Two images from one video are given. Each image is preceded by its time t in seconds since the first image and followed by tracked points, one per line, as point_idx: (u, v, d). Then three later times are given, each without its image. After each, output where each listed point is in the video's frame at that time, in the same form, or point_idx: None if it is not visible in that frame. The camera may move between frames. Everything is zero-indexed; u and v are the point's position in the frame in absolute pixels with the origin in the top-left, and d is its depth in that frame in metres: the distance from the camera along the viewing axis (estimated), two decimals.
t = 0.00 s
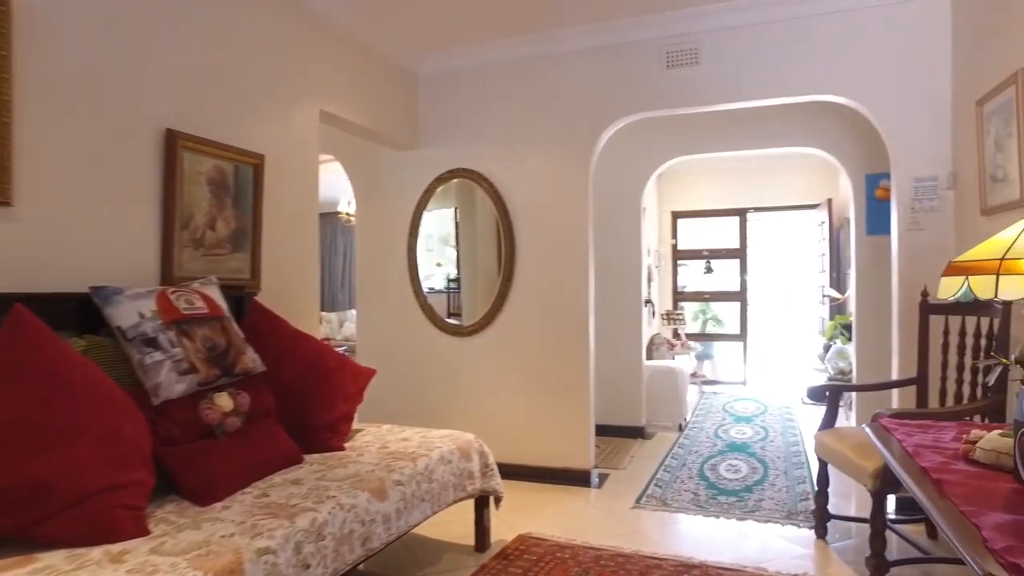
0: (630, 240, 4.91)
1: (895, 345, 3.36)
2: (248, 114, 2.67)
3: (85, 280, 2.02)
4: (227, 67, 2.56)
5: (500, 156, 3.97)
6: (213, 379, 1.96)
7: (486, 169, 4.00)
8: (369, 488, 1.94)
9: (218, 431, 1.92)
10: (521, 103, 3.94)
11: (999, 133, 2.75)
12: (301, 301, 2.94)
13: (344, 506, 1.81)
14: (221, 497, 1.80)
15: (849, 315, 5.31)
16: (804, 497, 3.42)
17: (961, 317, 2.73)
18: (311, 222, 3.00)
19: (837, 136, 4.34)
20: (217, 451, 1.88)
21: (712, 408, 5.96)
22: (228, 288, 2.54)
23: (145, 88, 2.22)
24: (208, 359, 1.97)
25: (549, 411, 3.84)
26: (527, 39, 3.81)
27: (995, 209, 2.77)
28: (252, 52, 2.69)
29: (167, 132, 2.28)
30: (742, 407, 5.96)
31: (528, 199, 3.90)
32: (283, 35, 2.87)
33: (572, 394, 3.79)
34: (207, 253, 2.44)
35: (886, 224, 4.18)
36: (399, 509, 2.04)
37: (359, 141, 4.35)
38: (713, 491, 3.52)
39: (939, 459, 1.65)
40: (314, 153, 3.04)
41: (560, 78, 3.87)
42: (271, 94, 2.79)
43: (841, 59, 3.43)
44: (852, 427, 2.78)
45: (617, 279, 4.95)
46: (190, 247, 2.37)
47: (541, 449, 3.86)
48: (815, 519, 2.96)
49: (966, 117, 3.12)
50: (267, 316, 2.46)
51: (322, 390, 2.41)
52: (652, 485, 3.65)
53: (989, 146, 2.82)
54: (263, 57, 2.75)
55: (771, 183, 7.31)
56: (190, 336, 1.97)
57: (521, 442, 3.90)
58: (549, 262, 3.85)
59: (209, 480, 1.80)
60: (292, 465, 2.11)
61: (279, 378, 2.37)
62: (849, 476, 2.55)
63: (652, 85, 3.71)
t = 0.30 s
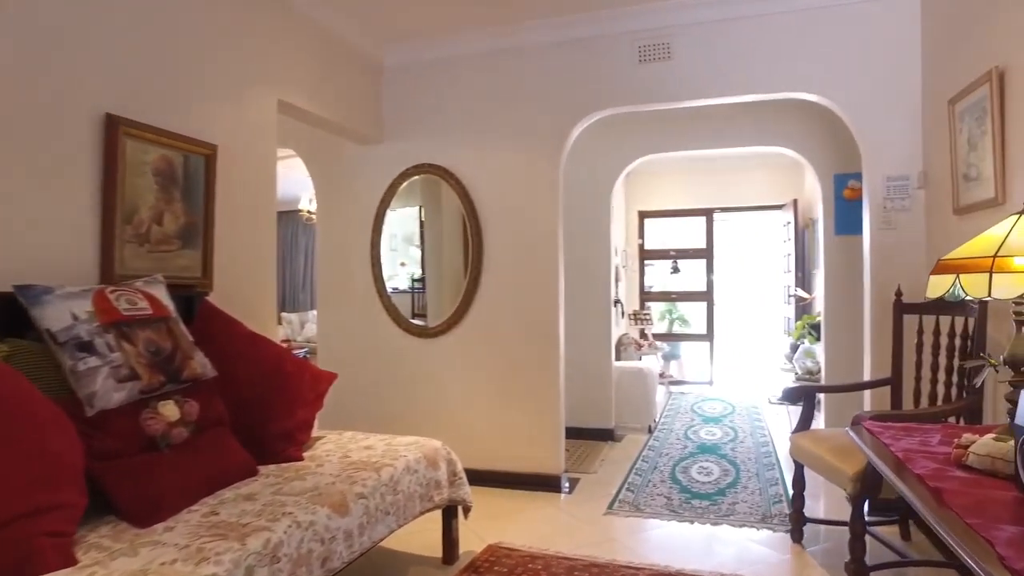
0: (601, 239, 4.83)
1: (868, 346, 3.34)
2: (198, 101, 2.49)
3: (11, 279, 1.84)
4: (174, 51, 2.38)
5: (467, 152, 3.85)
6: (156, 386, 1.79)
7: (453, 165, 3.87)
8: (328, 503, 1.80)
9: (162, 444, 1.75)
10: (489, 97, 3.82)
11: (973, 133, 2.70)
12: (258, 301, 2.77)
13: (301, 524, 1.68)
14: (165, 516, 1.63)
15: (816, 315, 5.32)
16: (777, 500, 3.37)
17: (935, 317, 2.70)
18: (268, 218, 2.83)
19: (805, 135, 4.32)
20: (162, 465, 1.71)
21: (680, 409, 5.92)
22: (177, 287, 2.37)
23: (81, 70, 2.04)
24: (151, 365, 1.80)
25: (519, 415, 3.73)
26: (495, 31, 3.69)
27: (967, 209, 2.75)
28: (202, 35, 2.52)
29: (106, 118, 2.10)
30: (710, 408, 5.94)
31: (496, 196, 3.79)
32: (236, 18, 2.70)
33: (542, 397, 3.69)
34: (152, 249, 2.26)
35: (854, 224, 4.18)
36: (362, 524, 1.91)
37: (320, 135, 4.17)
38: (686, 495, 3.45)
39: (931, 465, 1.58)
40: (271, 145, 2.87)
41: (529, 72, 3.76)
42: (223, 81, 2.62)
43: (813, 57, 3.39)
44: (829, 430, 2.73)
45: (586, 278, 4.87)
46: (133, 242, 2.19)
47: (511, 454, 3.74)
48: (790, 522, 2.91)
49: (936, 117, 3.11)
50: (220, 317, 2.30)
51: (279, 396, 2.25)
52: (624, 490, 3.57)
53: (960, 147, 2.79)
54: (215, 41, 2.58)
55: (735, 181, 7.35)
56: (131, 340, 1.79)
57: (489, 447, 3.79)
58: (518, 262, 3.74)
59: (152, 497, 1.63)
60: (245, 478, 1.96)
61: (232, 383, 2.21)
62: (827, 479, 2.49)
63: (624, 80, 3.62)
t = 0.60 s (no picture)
0: (561, 238, 4.71)
1: (834, 347, 3.29)
2: (126, 82, 2.25)
3: None
4: (98, 25, 2.14)
5: (424, 145, 3.66)
6: (69, 403, 1.56)
7: (409, 160, 3.68)
8: (271, 530, 1.61)
9: (77, 468, 1.53)
10: (447, 89, 3.65)
11: (942, 132, 2.65)
12: (195, 303, 2.54)
13: (239, 557, 1.49)
14: (77, 554, 1.40)
15: (775, 315, 5.32)
16: (744, 506, 3.29)
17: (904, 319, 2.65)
18: (207, 212, 2.60)
19: (767, 134, 4.28)
20: (75, 494, 1.48)
21: (640, 410, 5.85)
22: (101, 287, 2.12)
23: None
24: (64, 378, 1.57)
25: (478, 421, 3.57)
26: (455, 19, 3.52)
27: (935, 209, 2.72)
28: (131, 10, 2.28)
29: (16, 95, 1.85)
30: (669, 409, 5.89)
31: (455, 193, 3.61)
32: None
33: (503, 403, 3.53)
34: (71, 245, 2.02)
35: (814, 224, 4.15)
36: (310, 552, 1.73)
37: (266, 125, 3.92)
38: (652, 503, 3.35)
39: (928, 479, 1.48)
40: (211, 133, 2.64)
41: (490, 63, 3.60)
42: (156, 62, 2.38)
43: (779, 54, 3.33)
44: (802, 436, 2.65)
45: (547, 278, 4.74)
46: (48, 237, 1.94)
47: (470, 463, 3.58)
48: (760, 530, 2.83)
49: (902, 116, 3.07)
50: (150, 322, 2.07)
51: (218, 409, 2.04)
52: (587, 499, 3.44)
53: (928, 147, 2.74)
54: (147, 17, 2.34)
55: (690, 180, 7.35)
56: (39, 349, 1.54)
57: (447, 455, 3.61)
58: (478, 261, 3.58)
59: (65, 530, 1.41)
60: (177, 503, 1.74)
61: (164, 395, 1.98)
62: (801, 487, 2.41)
63: (587, 74, 3.50)
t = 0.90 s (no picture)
0: (522, 237, 4.58)
1: (800, 348, 3.24)
2: (43, 58, 2.02)
3: None
4: None
5: (379, 138, 3.48)
6: None
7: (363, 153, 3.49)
8: (206, 562, 1.43)
9: None
10: (404, 79, 3.47)
11: (910, 130, 2.60)
12: (124, 304, 2.30)
13: None
14: None
15: (736, 315, 5.30)
16: (710, 511, 3.21)
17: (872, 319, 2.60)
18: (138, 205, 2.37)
19: (731, 132, 4.23)
20: None
21: (600, 412, 5.76)
22: (11, 286, 1.88)
23: None
24: None
25: (436, 428, 3.41)
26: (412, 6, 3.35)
27: (902, 208, 2.68)
28: None
29: None
30: (630, 410, 5.82)
31: (411, 188, 3.44)
32: None
33: (462, 408, 3.38)
34: None
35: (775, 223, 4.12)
36: None
37: (208, 115, 3.67)
38: (617, 510, 3.24)
39: (924, 491, 1.38)
40: (143, 119, 2.41)
41: (448, 52, 3.44)
42: (78, 36, 2.15)
43: (744, 48, 3.26)
44: (773, 442, 2.57)
45: (506, 278, 4.60)
46: None
47: (428, 471, 3.41)
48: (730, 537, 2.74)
49: (867, 115, 3.04)
50: (71, 326, 1.84)
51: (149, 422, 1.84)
52: (550, 507, 3.32)
53: (896, 145, 2.70)
54: None
55: (648, 180, 7.34)
56: None
57: (404, 464, 3.44)
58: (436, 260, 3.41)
59: None
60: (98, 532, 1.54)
61: (87, 408, 1.77)
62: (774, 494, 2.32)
63: (551, 66, 3.37)
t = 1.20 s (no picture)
0: (491, 233, 4.40)
1: (780, 348, 3.13)
2: None
3: None
4: None
5: (339, 127, 3.27)
6: None
7: (323, 143, 3.28)
8: None
9: None
10: (365, 64, 3.27)
11: (896, 121, 2.49)
12: (49, 302, 2.07)
13: None
14: None
15: (708, 314, 5.21)
16: (689, 518, 3.09)
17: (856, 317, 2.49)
18: (66, 192, 2.13)
19: (706, 127, 4.12)
20: None
21: (570, 414, 5.62)
22: None
23: None
24: None
25: (400, 435, 3.21)
26: None
27: (887, 202, 2.58)
28: None
29: None
30: (600, 412, 5.70)
31: (374, 181, 3.24)
32: None
33: (429, 414, 3.19)
34: None
35: (749, 221, 4.03)
36: None
37: (154, 100, 3.40)
38: (592, 519, 3.09)
39: (945, 506, 1.25)
40: (72, 97, 2.17)
41: (413, 36, 3.24)
42: None
43: (723, 37, 3.14)
44: (757, 447, 2.45)
45: (474, 276, 4.43)
46: None
47: (392, 481, 3.22)
48: (711, 547, 2.61)
49: (848, 106, 2.94)
50: None
51: (70, 436, 1.63)
52: (522, 517, 3.15)
53: (881, 137, 2.60)
54: None
55: (617, 178, 7.24)
56: None
57: (367, 473, 3.24)
58: (400, 256, 3.22)
59: None
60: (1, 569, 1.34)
61: None
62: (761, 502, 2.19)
63: (521, 52, 3.20)
